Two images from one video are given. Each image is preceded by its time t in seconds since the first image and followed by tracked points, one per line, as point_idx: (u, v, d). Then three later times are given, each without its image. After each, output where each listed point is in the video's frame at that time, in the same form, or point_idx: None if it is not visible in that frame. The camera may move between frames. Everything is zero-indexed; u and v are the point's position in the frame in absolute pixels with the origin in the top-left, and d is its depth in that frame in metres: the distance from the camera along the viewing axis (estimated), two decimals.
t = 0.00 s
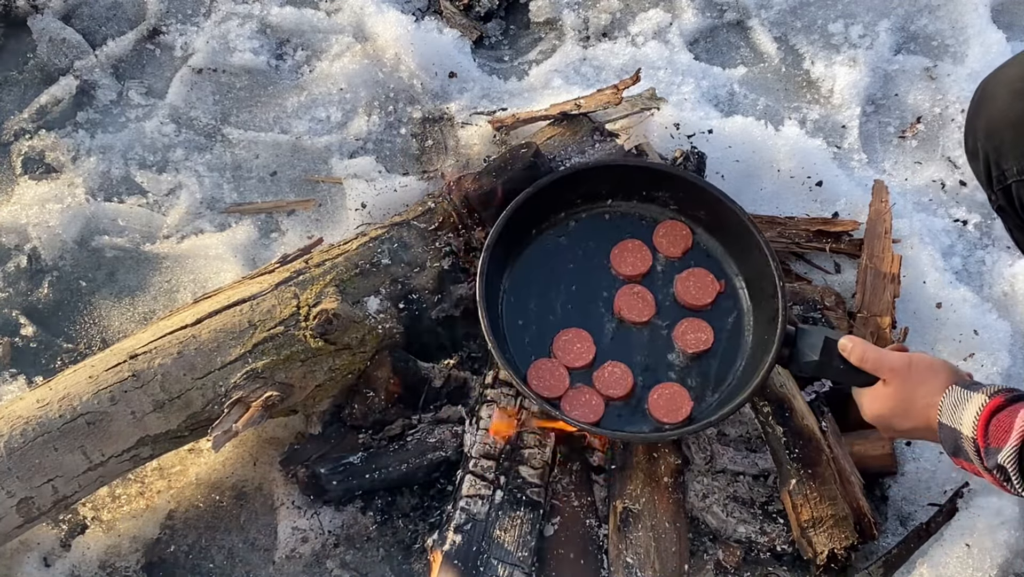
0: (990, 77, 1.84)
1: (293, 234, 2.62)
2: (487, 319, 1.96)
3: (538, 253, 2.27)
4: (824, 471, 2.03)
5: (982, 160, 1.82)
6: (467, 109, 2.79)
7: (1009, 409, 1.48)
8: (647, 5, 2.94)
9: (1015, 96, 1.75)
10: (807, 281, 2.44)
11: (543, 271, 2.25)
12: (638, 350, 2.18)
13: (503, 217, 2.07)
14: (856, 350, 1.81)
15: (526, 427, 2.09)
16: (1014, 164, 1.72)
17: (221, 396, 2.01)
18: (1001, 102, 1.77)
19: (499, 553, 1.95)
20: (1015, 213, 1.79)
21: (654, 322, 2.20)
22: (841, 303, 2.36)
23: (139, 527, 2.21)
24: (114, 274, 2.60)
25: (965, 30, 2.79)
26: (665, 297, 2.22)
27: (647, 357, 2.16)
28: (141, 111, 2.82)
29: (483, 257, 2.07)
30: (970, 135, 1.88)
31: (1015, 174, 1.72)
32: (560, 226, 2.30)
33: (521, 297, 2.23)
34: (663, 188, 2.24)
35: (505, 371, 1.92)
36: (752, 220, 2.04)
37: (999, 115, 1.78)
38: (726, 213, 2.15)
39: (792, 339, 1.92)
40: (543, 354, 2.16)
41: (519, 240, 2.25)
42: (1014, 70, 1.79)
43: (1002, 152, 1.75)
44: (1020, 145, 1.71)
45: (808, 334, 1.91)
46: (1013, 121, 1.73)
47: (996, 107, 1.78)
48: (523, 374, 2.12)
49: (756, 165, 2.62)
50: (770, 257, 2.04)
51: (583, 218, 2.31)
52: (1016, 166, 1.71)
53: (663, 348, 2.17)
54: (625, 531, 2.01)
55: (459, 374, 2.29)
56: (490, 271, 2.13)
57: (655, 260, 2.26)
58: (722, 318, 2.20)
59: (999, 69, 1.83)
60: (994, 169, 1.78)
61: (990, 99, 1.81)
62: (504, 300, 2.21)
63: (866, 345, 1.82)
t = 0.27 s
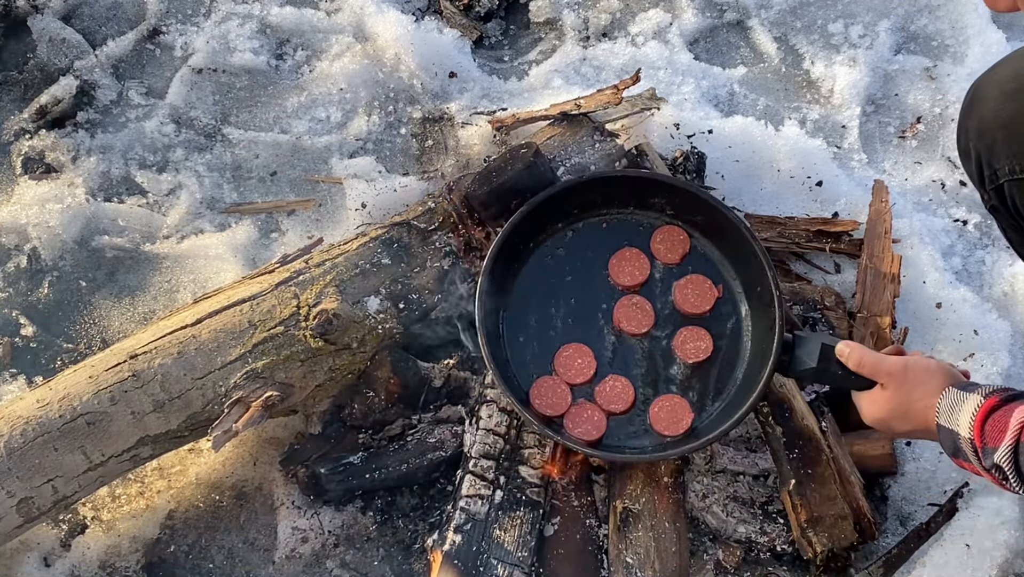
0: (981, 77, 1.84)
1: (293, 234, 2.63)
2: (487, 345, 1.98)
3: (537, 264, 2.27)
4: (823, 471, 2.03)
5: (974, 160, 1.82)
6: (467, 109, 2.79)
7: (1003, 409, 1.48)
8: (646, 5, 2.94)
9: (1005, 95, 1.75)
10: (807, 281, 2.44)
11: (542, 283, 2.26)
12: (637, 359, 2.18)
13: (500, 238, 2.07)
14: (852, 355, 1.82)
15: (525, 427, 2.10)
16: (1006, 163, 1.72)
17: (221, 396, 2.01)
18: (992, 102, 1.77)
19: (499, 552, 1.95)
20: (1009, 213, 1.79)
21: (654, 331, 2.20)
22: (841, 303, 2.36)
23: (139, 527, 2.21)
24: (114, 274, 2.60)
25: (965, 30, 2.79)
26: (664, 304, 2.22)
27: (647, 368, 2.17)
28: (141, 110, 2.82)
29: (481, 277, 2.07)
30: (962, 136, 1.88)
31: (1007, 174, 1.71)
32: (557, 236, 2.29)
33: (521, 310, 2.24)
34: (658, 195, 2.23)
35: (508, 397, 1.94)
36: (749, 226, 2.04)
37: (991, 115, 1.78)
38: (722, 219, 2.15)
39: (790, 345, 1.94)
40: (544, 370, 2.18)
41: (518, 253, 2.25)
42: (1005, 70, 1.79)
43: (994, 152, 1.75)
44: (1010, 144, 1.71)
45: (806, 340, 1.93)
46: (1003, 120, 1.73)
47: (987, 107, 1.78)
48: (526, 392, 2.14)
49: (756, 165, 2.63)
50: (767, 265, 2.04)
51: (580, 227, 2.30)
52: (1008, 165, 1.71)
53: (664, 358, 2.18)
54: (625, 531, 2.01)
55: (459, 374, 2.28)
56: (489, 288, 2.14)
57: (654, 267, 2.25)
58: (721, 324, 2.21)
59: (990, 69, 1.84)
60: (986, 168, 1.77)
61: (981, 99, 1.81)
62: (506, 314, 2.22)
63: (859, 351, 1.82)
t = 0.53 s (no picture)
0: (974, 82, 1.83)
1: (293, 234, 2.63)
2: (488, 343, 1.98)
3: (537, 264, 2.27)
4: (823, 471, 2.03)
5: (968, 165, 1.82)
6: (467, 109, 2.79)
7: (995, 415, 1.45)
8: (647, 5, 2.94)
9: (996, 101, 1.73)
10: (808, 281, 2.44)
11: (543, 284, 2.26)
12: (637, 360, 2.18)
13: (501, 238, 2.07)
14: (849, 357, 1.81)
15: (525, 427, 2.11)
16: (998, 168, 1.71)
17: (221, 396, 2.01)
18: (983, 107, 1.76)
19: (500, 552, 1.96)
20: (1003, 218, 1.78)
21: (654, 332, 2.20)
22: (841, 303, 2.37)
23: (139, 527, 2.21)
24: (114, 275, 2.60)
25: (965, 30, 2.79)
26: (664, 305, 2.22)
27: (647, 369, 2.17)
28: (141, 110, 2.82)
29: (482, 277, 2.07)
30: (956, 140, 1.88)
31: (999, 180, 1.70)
32: (558, 236, 2.29)
33: (522, 310, 2.24)
34: (659, 196, 2.23)
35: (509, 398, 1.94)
36: (749, 228, 2.04)
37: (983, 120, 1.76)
38: (722, 220, 2.15)
39: (790, 348, 1.95)
40: (544, 371, 2.18)
41: (519, 253, 2.25)
42: (996, 75, 1.78)
43: (986, 157, 1.74)
44: (1002, 151, 1.69)
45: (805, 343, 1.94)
46: (994, 126, 1.72)
47: (978, 112, 1.77)
48: (526, 392, 2.14)
49: (756, 165, 2.63)
50: (768, 266, 2.04)
51: (581, 227, 2.30)
52: (999, 171, 1.70)
53: (664, 360, 2.18)
54: (625, 531, 2.01)
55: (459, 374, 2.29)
56: (490, 288, 2.14)
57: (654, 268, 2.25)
58: (721, 326, 2.21)
59: (983, 74, 1.83)
60: (979, 174, 1.77)
61: (973, 103, 1.80)
62: (506, 314, 2.23)
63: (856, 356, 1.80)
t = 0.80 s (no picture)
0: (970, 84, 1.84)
1: (293, 234, 2.63)
2: (487, 342, 1.98)
3: (537, 264, 2.27)
4: (823, 471, 2.03)
5: (964, 168, 1.82)
6: (467, 109, 2.79)
7: (994, 415, 1.45)
8: (646, 5, 2.94)
9: (994, 103, 1.75)
10: (808, 281, 2.44)
11: (543, 283, 2.26)
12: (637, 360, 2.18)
13: (501, 237, 2.07)
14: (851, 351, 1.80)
15: (525, 427, 2.11)
16: (995, 171, 1.72)
17: (221, 396, 2.01)
18: (981, 109, 1.76)
19: (499, 552, 1.95)
20: (999, 222, 1.78)
21: (654, 332, 2.20)
22: (841, 303, 2.37)
23: (139, 527, 2.21)
24: (114, 275, 2.60)
25: (965, 30, 2.79)
26: (664, 306, 2.22)
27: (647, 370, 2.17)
28: (141, 110, 2.82)
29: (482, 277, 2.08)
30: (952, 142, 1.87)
31: (996, 182, 1.71)
32: (558, 236, 2.29)
33: (522, 310, 2.24)
34: (659, 196, 2.23)
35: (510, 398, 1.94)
36: (749, 228, 2.04)
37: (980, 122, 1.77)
38: (722, 220, 2.15)
39: (789, 349, 1.95)
40: (544, 371, 2.17)
41: (519, 253, 2.25)
42: (993, 78, 1.79)
43: (983, 160, 1.75)
44: (1000, 152, 1.70)
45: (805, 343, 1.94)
46: (992, 128, 1.73)
47: (976, 114, 1.77)
48: (526, 392, 2.14)
49: (756, 165, 2.63)
50: (768, 266, 2.04)
51: (581, 227, 2.30)
52: (997, 173, 1.71)
53: (664, 360, 2.18)
54: (625, 531, 2.01)
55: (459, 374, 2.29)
56: (490, 288, 2.13)
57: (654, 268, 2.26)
58: (721, 326, 2.21)
59: (978, 76, 1.84)
60: (976, 176, 1.77)
61: (970, 106, 1.81)
62: (506, 315, 2.23)
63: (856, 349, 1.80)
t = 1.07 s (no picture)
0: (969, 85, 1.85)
1: (293, 234, 2.63)
2: (488, 342, 1.98)
3: (537, 264, 2.27)
4: (823, 471, 2.03)
5: (963, 170, 1.84)
6: (467, 110, 2.79)
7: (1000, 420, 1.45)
8: (646, 5, 2.94)
9: (992, 105, 1.76)
10: (808, 281, 2.44)
11: (543, 283, 2.26)
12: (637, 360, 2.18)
13: (501, 237, 2.07)
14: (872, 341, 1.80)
15: (525, 427, 2.11)
16: (994, 173, 1.73)
17: (221, 396, 2.01)
18: (979, 111, 1.78)
19: (499, 552, 1.96)
20: (997, 223, 1.80)
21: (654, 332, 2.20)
22: (841, 303, 2.36)
23: (139, 527, 2.21)
24: (114, 275, 2.60)
25: (965, 30, 2.79)
26: (664, 306, 2.22)
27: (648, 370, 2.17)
28: (141, 110, 2.82)
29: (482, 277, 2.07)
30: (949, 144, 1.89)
31: (995, 184, 1.73)
32: (558, 236, 2.29)
33: (522, 310, 2.24)
34: (659, 196, 2.23)
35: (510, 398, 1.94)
36: (749, 228, 2.04)
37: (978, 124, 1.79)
38: (722, 221, 2.15)
39: (789, 350, 1.95)
40: (544, 371, 2.17)
41: (519, 253, 2.25)
42: (991, 79, 1.81)
43: (982, 161, 1.76)
44: (999, 155, 1.72)
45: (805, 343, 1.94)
46: (990, 131, 1.74)
47: (975, 116, 1.79)
48: (526, 392, 2.14)
49: (756, 165, 2.63)
50: (768, 266, 2.04)
51: (581, 227, 2.30)
52: (996, 175, 1.72)
53: (664, 360, 2.18)
54: (625, 531, 2.01)
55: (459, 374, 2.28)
56: (490, 289, 2.13)
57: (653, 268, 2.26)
58: (721, 326, 2.21)
59: (977, 77, 1.85)
60: (975, 178, 1.79)
61: (969, 108, 1.82)
62: (506, 315, 2.23)
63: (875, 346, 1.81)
